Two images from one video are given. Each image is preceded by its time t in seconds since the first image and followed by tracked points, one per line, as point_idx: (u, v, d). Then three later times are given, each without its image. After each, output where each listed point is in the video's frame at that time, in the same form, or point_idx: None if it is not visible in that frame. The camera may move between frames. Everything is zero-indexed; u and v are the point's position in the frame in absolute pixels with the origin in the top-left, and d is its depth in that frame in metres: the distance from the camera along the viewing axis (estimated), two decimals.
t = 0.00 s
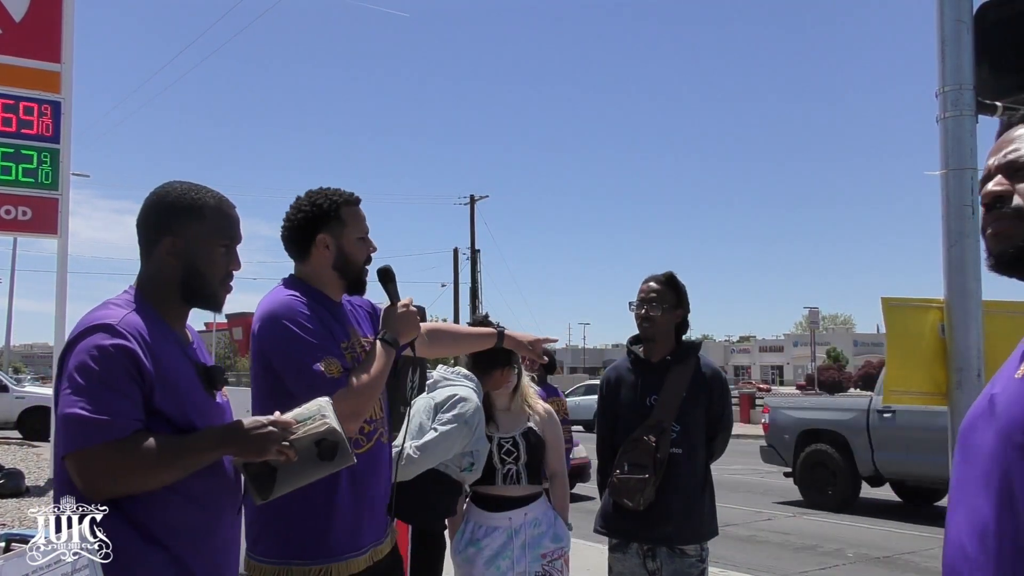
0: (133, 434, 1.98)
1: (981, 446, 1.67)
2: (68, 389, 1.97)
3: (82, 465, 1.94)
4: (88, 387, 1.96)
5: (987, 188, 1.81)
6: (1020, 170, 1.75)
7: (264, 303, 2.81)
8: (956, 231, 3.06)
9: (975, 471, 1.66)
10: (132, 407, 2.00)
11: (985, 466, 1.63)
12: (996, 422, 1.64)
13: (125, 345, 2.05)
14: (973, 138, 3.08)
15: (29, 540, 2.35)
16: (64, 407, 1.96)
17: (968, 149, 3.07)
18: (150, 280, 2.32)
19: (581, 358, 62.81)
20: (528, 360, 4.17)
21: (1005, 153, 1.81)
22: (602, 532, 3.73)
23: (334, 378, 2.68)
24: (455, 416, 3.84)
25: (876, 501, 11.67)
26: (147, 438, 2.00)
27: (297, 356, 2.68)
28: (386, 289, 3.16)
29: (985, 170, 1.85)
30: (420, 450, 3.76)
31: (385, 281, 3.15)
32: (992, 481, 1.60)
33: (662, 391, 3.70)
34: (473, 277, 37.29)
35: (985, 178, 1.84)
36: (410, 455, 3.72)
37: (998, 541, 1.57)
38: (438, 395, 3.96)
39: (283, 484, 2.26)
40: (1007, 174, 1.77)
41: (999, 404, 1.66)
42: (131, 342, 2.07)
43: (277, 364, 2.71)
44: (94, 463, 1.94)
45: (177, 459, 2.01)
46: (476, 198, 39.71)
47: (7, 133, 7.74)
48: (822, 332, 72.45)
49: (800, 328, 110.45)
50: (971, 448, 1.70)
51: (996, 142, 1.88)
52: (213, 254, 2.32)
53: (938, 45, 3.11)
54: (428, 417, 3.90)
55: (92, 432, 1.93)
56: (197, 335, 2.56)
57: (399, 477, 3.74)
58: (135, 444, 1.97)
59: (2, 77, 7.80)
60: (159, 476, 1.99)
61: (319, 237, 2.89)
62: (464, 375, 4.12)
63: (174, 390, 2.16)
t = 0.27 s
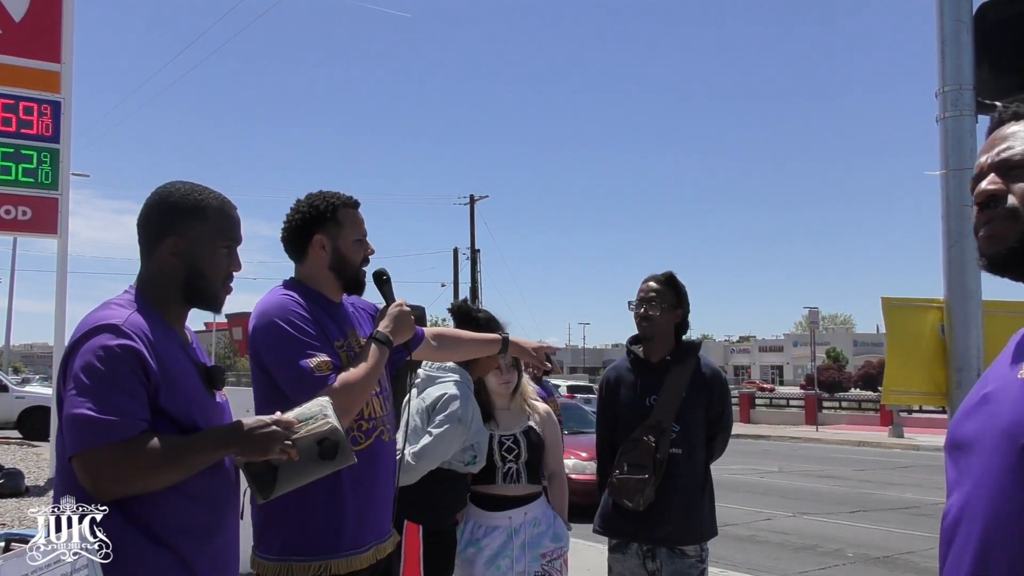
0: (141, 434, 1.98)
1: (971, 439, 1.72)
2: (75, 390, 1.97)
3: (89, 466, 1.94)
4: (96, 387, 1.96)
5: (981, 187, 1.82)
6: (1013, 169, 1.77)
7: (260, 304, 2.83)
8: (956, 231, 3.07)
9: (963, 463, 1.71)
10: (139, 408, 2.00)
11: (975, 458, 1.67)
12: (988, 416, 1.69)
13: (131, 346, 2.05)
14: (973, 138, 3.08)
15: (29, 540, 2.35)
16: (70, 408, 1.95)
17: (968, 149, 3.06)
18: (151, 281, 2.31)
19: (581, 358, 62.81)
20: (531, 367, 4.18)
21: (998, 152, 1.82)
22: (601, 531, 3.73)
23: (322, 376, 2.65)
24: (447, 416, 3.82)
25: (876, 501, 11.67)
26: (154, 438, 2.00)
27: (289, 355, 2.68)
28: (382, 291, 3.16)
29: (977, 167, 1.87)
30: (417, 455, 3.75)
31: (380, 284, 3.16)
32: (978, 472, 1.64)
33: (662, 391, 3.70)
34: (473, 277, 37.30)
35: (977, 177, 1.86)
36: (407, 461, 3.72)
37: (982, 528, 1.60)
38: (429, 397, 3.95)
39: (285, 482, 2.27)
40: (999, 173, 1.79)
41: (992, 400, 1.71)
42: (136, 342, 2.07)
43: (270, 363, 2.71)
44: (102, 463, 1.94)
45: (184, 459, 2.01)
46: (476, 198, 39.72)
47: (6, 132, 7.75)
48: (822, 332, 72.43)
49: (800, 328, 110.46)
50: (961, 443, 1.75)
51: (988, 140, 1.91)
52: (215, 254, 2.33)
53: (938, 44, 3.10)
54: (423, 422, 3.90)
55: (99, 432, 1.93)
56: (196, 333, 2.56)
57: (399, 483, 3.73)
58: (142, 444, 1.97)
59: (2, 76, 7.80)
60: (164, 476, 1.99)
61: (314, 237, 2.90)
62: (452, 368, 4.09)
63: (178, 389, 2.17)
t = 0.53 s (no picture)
0: (144, 433, 1.98)
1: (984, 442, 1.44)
2: (77, 388, 1.97)
3: (92, 464, 1.93)
4: (99, 386, 1.96)
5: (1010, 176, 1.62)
6: None
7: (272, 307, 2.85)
8: (956, 231, 3.07)
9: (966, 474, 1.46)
10: (142, 406, 2.00)
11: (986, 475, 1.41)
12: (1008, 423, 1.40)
13: (133, 345, 2.05)
14: (973, 139, 3.08)
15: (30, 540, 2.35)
16: (73, 406, 1.95)
17: (967, 149, 3.07)
18: (151, 281, 2.32)
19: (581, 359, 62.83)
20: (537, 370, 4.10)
21: None
22: (602, 532, 3.73)
23: (330, 375, 2.63)
24: (429, 419, 3.81)
25: (876, 501, 11.68)
26: (157, 436, 2.00)
27: (300, 355, 2.68)
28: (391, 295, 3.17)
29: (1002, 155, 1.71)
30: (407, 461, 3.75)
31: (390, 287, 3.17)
32: (987, 490, 1.40)
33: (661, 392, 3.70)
34: (472, 276, 37.33)
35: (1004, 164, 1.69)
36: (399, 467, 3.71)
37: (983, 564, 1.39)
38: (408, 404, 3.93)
39: (285, 481, 2.28)
40: None
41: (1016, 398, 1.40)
42: (138, 341, 2.07)
43: (282, 363, 2.72)
44: (104, 461, 1.93)
45: (187, 457, 2.01)
46: (476, 198, 39.75)
47: (6, 132, 7.74)
48: (822, 333, 72.46)
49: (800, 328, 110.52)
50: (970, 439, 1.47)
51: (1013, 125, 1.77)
52: (214, 254, 2.33)
53: (938, 45, 3.10)
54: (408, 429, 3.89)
55: (103, 430, 1.93)
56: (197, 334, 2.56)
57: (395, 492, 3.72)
58: (145, 442, 1.97)
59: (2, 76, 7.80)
60: (167, 474, 1.99)
61: (323, 240, 2.93)
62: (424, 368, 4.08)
63: (179, 388, 2.17)
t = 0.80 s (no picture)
0: (145, 428, 1.98)
1: (983, 441, 1.44)
2: (80, 384, 1.97)
3: (93, 460, 1.93)
4: (101, 381, 1.96)
5: None
6: None
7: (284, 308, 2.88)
8: (956, 231, 3.07)
9: (961, 473, 1.46)
10: (143, 402, 2.00)
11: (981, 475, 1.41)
12: (1011, 424, 1.40)
13: (135, 341, 2.05)
14: (973, 139, 3.08)
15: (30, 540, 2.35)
16: (75, 401, 1.95)
17: (967, 149, 3.07)
18: (151, 281, 2.32)
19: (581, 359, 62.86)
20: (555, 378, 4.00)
21: None
22: (604, 532, 3.73)
23: (330, 375, 2.63)
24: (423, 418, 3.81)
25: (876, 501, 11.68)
26: (158, 432, 2.00)
27: (304, 353, 2.69)
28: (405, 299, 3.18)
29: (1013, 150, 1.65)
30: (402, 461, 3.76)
31: (404, 293, 3.17)
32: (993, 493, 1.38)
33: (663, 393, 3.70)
34: (473, 276, 37.38)
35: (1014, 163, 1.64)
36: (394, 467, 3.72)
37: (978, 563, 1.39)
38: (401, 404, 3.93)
39: (285, 480, 2.28)
40: None
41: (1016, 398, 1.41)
42: (140, 338, 2.07)
43: (288, 362, 2.73)
44: (105, 456, 1.93)
45: (187, 454, 2.01)
46: (476, 199, 39.73)
47: (6, 132, 7.75)
48: (822, 333, 72.48)
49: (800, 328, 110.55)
50: (967, 439, 1.48)
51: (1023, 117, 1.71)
52: (206, 251, 2.31)
53: (938, 45, 3.10)
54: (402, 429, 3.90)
55: (106, 425, 1.93)
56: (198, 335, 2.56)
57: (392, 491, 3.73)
58: (147, 438, 1.97)
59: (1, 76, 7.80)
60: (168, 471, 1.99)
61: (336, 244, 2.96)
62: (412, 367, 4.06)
63: (181, 386, 2.17)
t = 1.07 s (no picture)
0: (143, 424, 1.98)
1: (985, 441, 1.46)
2: (78, 380, 1.97)
3: (91, 455, 1.94)
4: (99, 377, 1.97)
5: None
6: None
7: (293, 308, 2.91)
8: (956, 232, 3.07)
9: (961, 471, 1.48)
10: (141, 399, 2.00)
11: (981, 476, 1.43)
12: (1015, 424, 1.41)
13: (134, 338, 2.05)
14: (973, 138, 3.08)
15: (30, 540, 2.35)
16: (73, 397, 1.95)
17: (967, 149, 3.07)
18: (151, 278, 2.32)
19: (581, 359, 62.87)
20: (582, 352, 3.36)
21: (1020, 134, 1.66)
22: (604, 532, 3.74)
23: (326, 375, 2.64)
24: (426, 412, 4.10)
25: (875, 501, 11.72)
26: (156, 429, 2.00)
27: (303, 353, 2.71)
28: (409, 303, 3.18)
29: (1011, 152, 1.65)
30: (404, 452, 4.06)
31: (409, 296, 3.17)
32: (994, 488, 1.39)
33: (666, 393, 3.71)
34: (473, 276, 37.29)
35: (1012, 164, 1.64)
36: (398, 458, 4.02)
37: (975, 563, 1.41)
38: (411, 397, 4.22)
39: (284, 481, 2.28)
40: None
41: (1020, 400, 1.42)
42: (139, 335, 2.07)
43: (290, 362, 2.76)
44: (102, 451, 1.94)
45: (185, 451, 2.01)
46: (476, 198, 39.67)
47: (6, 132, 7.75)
48: (822, 333, 72.53)
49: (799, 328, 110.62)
50: (970, 439, 1.49)
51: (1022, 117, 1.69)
52: (210, 250, 2.31)
53: (938, 45, 3.11)
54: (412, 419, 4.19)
55: (102, 422, 1.93)
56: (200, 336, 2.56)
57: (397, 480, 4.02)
58: (144, 435, 1.97)
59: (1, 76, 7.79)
60: (166, 469, 1.99)
61: (344, 244, 2.96)
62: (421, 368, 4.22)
63: (179, 384, 2.16)
